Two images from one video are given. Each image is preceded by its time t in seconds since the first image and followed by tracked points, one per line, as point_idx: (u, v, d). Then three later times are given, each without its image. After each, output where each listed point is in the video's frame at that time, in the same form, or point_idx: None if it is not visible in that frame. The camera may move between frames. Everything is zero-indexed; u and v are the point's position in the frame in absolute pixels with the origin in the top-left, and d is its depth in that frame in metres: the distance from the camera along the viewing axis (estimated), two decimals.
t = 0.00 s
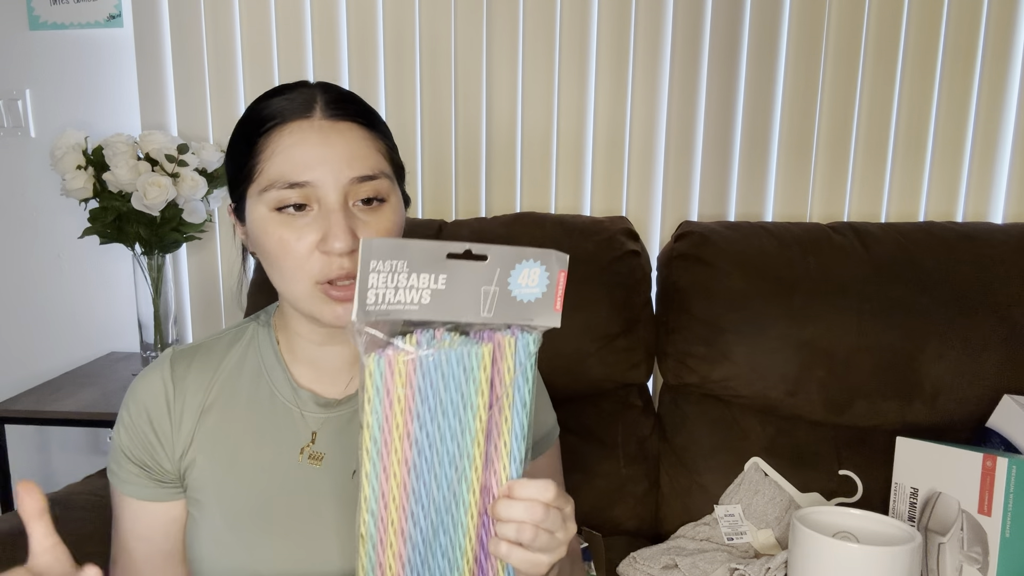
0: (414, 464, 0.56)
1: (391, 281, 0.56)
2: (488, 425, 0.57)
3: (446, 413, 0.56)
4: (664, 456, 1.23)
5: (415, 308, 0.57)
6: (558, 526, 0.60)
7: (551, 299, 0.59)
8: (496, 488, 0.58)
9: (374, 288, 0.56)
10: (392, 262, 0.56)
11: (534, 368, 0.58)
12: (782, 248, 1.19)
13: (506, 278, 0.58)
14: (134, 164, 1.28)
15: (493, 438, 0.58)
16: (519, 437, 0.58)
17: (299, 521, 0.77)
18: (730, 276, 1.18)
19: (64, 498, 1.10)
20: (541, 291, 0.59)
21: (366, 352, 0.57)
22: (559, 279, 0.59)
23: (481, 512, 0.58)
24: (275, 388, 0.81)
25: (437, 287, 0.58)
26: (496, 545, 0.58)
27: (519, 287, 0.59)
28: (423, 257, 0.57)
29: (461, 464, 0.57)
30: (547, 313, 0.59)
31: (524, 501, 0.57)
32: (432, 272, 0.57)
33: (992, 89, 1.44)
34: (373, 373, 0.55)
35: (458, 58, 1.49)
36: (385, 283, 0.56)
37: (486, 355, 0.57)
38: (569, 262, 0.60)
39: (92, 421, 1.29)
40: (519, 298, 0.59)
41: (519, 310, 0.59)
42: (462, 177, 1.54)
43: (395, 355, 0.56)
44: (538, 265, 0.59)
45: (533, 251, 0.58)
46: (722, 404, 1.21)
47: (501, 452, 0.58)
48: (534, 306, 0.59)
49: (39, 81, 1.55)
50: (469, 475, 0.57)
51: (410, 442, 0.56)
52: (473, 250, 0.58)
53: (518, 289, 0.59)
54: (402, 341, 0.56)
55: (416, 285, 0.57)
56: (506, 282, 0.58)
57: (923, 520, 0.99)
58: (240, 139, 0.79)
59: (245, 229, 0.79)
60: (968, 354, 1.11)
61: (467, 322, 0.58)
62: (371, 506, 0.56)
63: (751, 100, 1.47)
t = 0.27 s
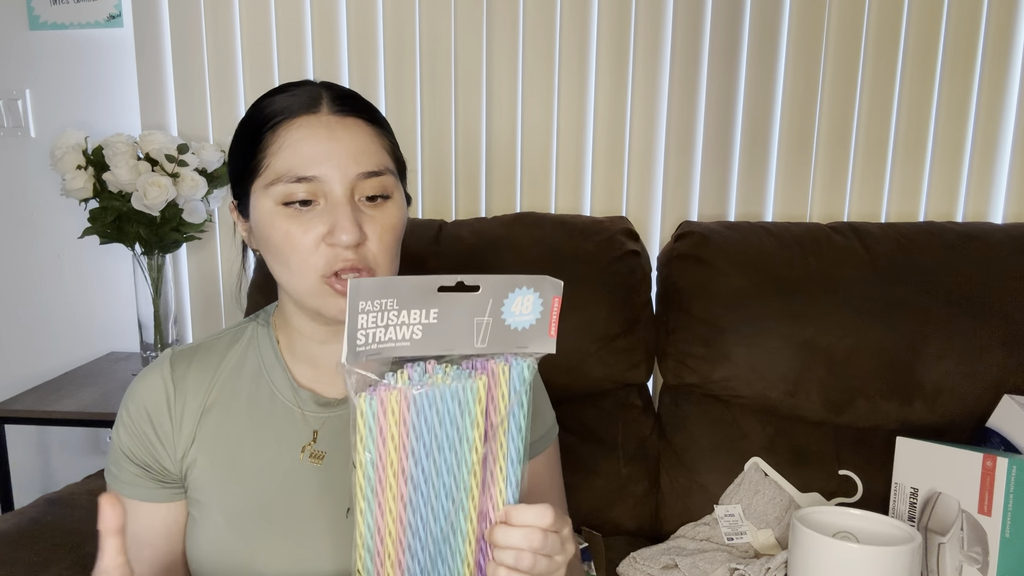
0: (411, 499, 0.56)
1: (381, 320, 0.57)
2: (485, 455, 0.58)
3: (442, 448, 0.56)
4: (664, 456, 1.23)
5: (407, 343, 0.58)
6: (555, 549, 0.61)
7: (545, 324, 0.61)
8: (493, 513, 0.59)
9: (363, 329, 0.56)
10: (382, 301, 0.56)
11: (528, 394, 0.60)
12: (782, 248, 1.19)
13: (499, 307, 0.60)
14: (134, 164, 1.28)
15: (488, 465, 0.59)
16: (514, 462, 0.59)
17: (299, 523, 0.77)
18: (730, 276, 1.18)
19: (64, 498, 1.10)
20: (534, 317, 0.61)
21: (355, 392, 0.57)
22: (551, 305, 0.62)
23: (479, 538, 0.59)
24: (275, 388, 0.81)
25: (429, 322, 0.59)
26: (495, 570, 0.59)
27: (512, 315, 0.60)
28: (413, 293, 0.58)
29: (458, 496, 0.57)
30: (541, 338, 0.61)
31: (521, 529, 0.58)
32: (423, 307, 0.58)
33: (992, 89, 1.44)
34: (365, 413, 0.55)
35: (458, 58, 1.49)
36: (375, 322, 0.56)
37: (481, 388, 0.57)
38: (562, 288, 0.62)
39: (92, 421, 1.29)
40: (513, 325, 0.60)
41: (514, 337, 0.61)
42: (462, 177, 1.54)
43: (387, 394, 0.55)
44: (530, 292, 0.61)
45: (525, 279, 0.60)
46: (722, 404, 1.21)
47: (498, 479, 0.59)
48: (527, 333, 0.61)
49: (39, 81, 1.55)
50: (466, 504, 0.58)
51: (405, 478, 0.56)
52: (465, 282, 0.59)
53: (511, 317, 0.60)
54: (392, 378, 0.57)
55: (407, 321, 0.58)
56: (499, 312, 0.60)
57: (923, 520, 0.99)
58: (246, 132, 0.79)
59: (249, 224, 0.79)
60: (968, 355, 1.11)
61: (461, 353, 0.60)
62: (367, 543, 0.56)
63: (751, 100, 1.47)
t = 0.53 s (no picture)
0: (406, 509, 0.56)
1: (379, 331, 0.57)
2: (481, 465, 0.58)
3: (439, 459, 0.56)
4: (664, 456, 1.23)
5: (405, 353, 0.58)
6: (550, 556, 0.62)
7: (545, 335, 0.61)
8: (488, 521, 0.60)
9: (361, 341, 0.56)
10: (380, 313, 0.56)
11: (525, 404, 0.60)
12: (782, 248, 1.19)
13: (499, 318, 0.60)
14: (134, 164, 1.28)
15: (484, 474, 0.59)
16: (510, 470, 0.59)
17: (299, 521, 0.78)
18: (730, 276, 1.18)
19: (63, 498, 1.10)
20: (535, 327, 0.61)
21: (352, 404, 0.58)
22: (552, 315, 0.61)
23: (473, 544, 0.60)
24: (274, 387, 0.81)
25: (427, 332, 0.59)
26: None
27: (512, 326, 0.60)
28: (412, 304, 0.58)
29: (454, 505, 0.57)
30: (540, 349, 0.61)
31: (516, 537, 0.59)
32: (422, 317, 0.58)
33: (991, 89, 1.44)
34: (362, 424, 0.54)
35: (458, 58, 1.49)
36: (373, 333, 0.56)
37: (479, 400, 0.57)
38: (564, 298, 0.61)
39: (92, 421, 1.29)
40: (512, 336, 0.60)
41: (513, 348, 0.61)
42: (462, 177, 1.54)
43: (384, 406, 0.55)
44: (531, 303, 0.60)
45: (527, 291, 0.60)
46: (722, 404, 1.21)
47: (493, 487, 0.59)
48: (527, 343, 0.61)
49: (39, 81, 1.55)
50: (462, 513, 0.58)
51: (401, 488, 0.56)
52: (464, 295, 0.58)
53: (512, 328, 0.60)
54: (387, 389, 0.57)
55: (405, 332, 0.58)
56: (499, 322, 0.60)
57: (923, 520, 0.99)
58: (249, 131, 0.78)
59: (252, 223, 0.79)
60: (968, 355, 1.11)
61: (460, 363, 0.60)
62: (362, 551, 0.56)
63: (751, 100, 1.47)
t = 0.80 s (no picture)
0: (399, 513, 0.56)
1: (374, 339, 0.57)
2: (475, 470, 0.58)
3: (432, 465, 0.56)
4: (664, 456, 1.23)
5: (400, 361, 0.59)
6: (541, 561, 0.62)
7: (543, 344, 0.62)
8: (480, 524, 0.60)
9: (355, 349, 0.56)
10: (376, 321, 0.57)
11: (521, 411, 0.60)
12: (782, 248, 1.19)
13: (496, 327, 0.60)
14: (134, 164, 1.28)
15: (477, 479, 0.59)
16: (503, 477, 0.59)
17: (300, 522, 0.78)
18: (729, 276, 1.18)
19: (64, 498, 1.10)
20: (532, 336, 0.61)
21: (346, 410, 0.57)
22: (550, 326, 0.62)
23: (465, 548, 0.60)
24: (272, 388, 0.81)
25: (423, 341, 0.59)
26: None
27: (510, 335, 0.61)
28: (408, 313, 0.58)
29: (446, 510, 0.57)
30: (537, 357, 0.62)
31: (511, 539, 0.59)
32: (418, 325, 0.58)
33: (991, 89, 1.44)
34: (356, 432, 0.54)
35: (458, 58, 1.49)
36: (368, 342, 0.57)
37: (475, 406, 0.56)
38: (563, 309, 0.62)
39: (92, 421, 1.29)
40: (509, 344, 0.61)
41: (510, 357, 0.61)
42: (462, 177, 1.54)
43: (378, 413, 0.55)
44: (530, 312, 0.61)
45: (526, 300, 0.60)
46: (722, 404, 1.21)
47: (486, 492, 0.59)
48: (524, 352, 0.61)
49: (39, 81, 1.55)
50: (455, 517, 0.58)
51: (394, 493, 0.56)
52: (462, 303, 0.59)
53: (509, 337, 0.60)
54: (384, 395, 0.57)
55: (401, 340, 0.58)
56: (496, 331, 0.60)
57: (923, 520, 0.99)
58: (245, 134, 0.78)
59: (250, 226, 0.79)
60: (968, 355, 1.11)
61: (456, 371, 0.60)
62: (354, 555, 0.56)
63: (751, 101, 1.47)
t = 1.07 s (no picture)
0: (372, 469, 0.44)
1: (340, 235, 0.46)
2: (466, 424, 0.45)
3: (419, 406, 0.44)
4: (664, 456, 1.23)
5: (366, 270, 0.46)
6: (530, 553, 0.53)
7: (529, 266, 0.46)
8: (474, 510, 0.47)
9: (320, 243, 0.46)
10: (342, 211, 0.46)
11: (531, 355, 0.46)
12: (781, 248, 1.19)
13: (478, 239, 0.46)
14: (134, 164, 1.28)
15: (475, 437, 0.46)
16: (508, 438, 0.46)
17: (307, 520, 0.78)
18: (730, 276, 1.18)
19: (63, 498, 1.10)
20: (515, 256, 0.46)
21: (310, 317, 0.44)
22: (536, 242, 0.46)
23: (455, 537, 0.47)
24: (272, 383, 0.81)
25: (395, 247, 0.46)
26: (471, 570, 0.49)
27: (492, 253, 0.46)
28: (377, 207, 0.46)
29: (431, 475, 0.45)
30: (523, 280, 0.46)
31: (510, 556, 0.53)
32: (390, 225, 0.46)
33: (991, 90, 1.44)
34: (319, 346, 0.43)
35: (458, 58, 1.49)
36: (333, 236, 0.46)
37: (466, 335, 0.44)
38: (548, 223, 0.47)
39: (92, 421, 1.29)
40: (489, 263, 0.46)
41: (494, 281, 0.46)
42: (462, 177, 1.54)
43: (347, 325, 0.43)
44: (514, 225, 0.46)
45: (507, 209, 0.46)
46: (722, 404, 1.21)
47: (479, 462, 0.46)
48: (508, 275, 0.46)
49: (39, 81, 1.55)
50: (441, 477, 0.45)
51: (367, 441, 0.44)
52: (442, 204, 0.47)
53: (491, 255, 0.46)
54: (365, 305, 0.44)
55: (369, 241, 0.46)
56: (479, 246, 0.46)
57: (923, 520, 0.99)
58: (238, 133, 0.80)
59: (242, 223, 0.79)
60: (968, 354, 1.11)
61: (430, 291, 0.46)
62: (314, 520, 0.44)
63: (751, 101, 1.47)
